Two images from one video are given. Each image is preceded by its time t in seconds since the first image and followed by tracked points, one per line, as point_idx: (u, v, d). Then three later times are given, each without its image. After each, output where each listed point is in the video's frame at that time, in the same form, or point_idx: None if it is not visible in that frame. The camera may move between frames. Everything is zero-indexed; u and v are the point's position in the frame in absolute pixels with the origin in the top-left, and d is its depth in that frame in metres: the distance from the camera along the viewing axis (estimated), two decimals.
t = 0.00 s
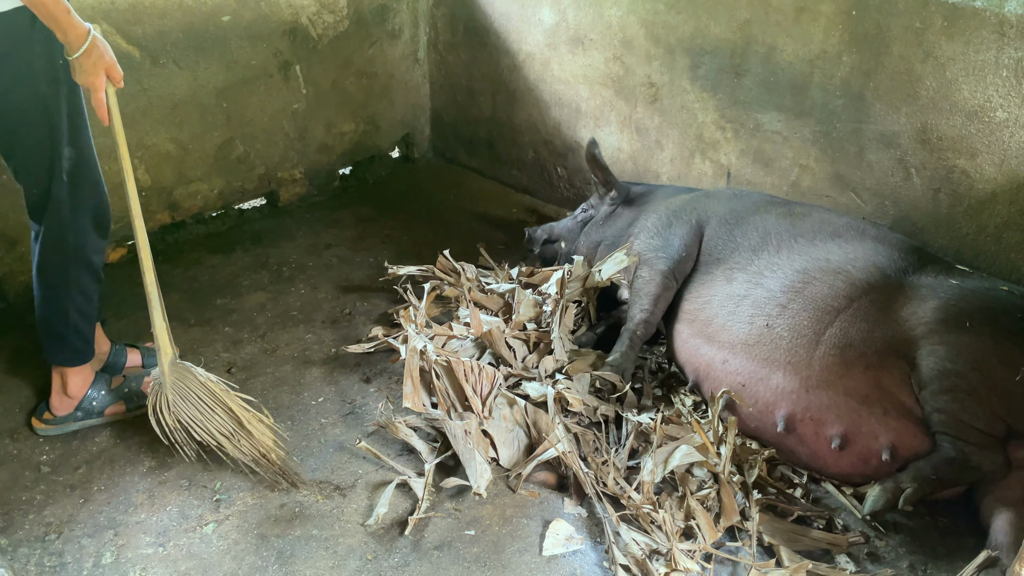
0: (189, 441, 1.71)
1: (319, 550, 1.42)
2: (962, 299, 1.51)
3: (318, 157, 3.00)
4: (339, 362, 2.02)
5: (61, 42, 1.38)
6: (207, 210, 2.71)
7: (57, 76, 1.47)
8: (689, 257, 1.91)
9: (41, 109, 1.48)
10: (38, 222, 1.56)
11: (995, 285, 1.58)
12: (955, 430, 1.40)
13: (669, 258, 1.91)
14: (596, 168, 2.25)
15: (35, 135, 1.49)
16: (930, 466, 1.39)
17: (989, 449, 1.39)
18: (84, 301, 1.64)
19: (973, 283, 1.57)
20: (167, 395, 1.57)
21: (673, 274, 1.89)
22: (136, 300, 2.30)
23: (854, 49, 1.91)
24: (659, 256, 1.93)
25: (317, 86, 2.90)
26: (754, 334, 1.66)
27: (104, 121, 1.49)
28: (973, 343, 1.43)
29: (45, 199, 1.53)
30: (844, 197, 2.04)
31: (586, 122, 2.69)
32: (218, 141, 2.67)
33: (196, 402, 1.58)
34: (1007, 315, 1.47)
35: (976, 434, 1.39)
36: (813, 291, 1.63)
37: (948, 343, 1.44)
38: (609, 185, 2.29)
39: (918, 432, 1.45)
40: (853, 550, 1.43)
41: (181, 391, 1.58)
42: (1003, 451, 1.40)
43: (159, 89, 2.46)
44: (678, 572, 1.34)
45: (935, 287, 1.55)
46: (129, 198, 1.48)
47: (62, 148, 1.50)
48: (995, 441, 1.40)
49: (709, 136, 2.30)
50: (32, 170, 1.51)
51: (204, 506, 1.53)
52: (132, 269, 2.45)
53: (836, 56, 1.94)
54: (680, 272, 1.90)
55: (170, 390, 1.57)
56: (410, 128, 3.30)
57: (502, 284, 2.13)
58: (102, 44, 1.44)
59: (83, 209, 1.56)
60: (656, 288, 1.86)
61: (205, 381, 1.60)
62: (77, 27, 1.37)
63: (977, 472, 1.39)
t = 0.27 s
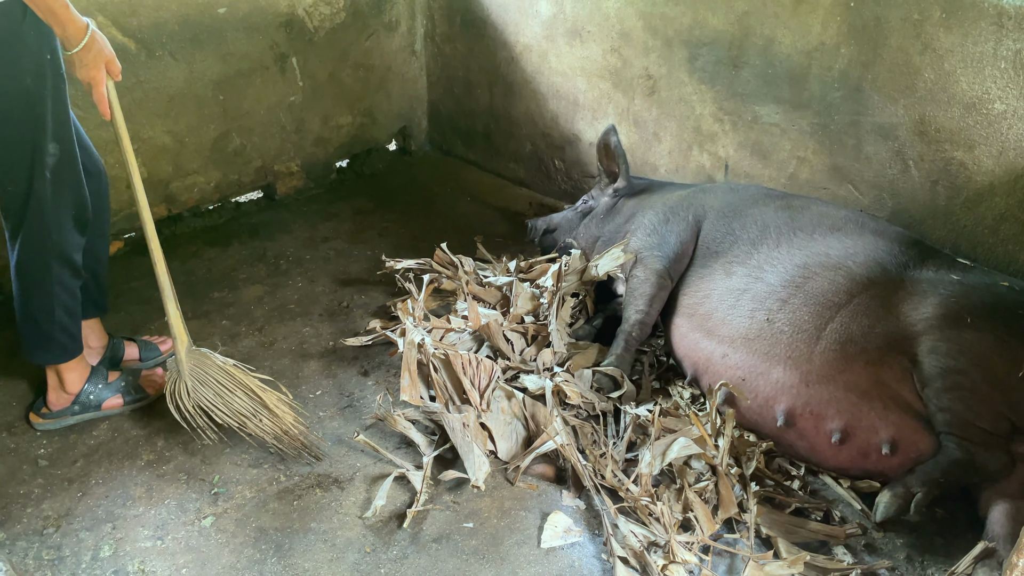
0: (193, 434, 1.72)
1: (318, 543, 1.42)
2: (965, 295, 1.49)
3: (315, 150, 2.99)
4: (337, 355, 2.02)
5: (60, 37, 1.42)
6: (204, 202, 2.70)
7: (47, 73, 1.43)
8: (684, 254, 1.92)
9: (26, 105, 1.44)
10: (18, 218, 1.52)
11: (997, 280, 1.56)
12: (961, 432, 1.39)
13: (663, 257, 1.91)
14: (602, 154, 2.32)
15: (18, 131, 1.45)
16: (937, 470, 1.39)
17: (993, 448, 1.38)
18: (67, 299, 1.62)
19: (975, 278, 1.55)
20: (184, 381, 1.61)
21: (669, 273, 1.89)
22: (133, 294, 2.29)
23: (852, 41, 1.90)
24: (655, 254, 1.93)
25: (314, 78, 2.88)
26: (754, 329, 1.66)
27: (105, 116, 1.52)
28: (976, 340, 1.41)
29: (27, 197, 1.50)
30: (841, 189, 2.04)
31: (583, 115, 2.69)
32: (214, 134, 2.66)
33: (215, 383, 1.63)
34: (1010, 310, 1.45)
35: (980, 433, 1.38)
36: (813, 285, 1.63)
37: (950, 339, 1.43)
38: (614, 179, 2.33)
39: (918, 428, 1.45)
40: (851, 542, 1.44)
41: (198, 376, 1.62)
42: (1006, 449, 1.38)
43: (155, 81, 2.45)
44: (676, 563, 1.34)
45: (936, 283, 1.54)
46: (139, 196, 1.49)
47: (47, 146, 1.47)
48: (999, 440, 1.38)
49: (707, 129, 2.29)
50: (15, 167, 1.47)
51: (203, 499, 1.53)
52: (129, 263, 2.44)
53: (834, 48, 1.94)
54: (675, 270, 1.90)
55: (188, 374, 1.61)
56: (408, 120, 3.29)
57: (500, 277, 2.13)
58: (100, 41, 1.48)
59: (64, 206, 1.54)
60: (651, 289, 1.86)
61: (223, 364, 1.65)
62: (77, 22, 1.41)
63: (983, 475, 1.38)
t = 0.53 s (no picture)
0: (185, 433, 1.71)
1: (315, 539, 1.42)
2: (963, 295, 1.48)
3: (312, 145, 2.98)
4: (334, 350, 2.02)
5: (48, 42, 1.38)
6: (201, 198, 2.70)
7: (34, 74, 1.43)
8: (678, 252, 1.93)
9: (13, 106, 1.45)
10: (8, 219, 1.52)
11: (992, 279, 1.55)
12: (961, 434, 1.39)
13: (655, 254, 1.93)
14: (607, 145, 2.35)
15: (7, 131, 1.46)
16: (940, 476, 1.37)
17: (993, 450, 1.38)
18: (59, 299, 1.61)
19: (971, 277, 1.54)
20: (179, 385, 1.61)
21: (663, 271, 1.90)
22: (130, 290, 2.29)
23: (850, 36, 1.90)
24: (646, 251, 1.95)
25: (311, 73, 2.88)
26: (752, 326, 1.66)
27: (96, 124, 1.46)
28: (976, 340, 1.41)
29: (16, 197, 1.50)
30: (839, 184, 2.04)
31: (581, 110, 2.68)
32: (211, 129, 2.65)
33: (211, 386, 1.63)
34: (1008, 309, 1.44)
35: (982, 437, 1.38)
36: (811, 282, 1.63)
37: (949, 340, 1.42)
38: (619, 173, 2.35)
39: (916, 425, 1.45)
40: (848, 537, 1.44)
41: (193, 380, 1.63)
42: (1006, 453, 1.39)
43: (151, 76, 2.44)
44: (673, 559, 1.35)
45: (933, 282, 1.53)
46: (130, 196, 1.48)
47: (35, 147, 1.47)
48: (999, 442, 1.38)
49: (705, 124, 2.29)
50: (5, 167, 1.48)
51: (201, 495, 1.53)
52: (126, 259, 2.44)
53: (832, 43, 1.94)
54: (668, 268, 1.92)
55: (183, 378, 1.62)
56: (405, 116, 3.28)
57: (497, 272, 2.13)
58: (90, 45, 1.44)
59: (54, 208, 1.53)
60: (645, 287, 1.88)
61: (217, 367, 1.66)
62: (65, 26, 1.37)
63: (982, 476, 1.38)
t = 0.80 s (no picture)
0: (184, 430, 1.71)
1: (314, 536, 1.42)
2: (961, 299, 1.46)
3: (311, 142, 2.98)
4: (333, 348, 2.02)
5: (36, 47, 1.36)
6: (199, 195, 2.69)
7: (26, 74, 1.43)
8: (671, 251, 1.95)
9: (6, 106, 1.44)
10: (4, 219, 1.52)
11: (990, 279, 1.52)
12: (965, 443, 1.35)
13: (647, 250, 1.95)
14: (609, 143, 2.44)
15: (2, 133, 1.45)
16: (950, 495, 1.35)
17: (997, 460, 1.34)
18: (57, 297, 1.60)
19: (969, 279, 1.51)
20: (173, 388, 1.61)
21: (654, 269, 1.92)
22: (129, 287, 2.28)
23: (849, 33, 1.90)
24: (639, 248, 1.96)
25: (310, 70, 2.87)
26: (750, 323, 1.66)
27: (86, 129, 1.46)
28: (976, 344, 1.38)
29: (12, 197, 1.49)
30: (838, 181, 2.03)
31: (580, 107, 2.68)
32: (209, 127, 2.65)
33: (205, 389, 1.62)
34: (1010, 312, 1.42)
35: (986, 446, 1.34)
36: (809, 281, 1.63)
37: (948, 343, 1.40)
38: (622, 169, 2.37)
39: (915, 425, 1.44)
40: (846, 533, 1.44)
41: (187, 383, 1.62)
42: (1008, 462, 1.34)
43: (149, 73, 2.44)
44: (672, 556, 1.35)
45: (932, 284, 1.51)
46: (121, 198, 1.48)
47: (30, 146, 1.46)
48: (1002, 450, 1.34)
49: (705, 121, 2.29)
50: None
51: (200, 492, 1.53)
52: (124, 256, 2.43)
53: (831, 40, 1.93)
54: (661, 267, 1.94)
55: (178, 382, 1.61)
56: (404, 113, 3.28)
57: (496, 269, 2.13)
58: (80, 52, 1.42)
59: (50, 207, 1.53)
60: (635, 284, 1.90)
61: (209, 371, 1.64)
62: (55, 32, 1.36)
63: (985, 487, 1.34)
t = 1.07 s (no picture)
0: (184, 429, 1.71)
1: (314, 535, 1.42)
2: (961, 299, 1.46)
3: (310, 141, 2.97)
4: (333, 346, 2.02)
5: (36, 48, 1.36)
6: (198, 194, 2.69)
7: (26, 74, 1.42)
8: (667, 253, 1.96)
9: (6, 106, 1.44)
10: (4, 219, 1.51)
11: (989, 278, 1.52)
12: (968, 444, 1.34)
13: (644, 253, 1.96)
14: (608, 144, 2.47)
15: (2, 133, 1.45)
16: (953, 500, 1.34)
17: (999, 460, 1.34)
18: (57, 295, 1.60)
19: (969, 279, 1.51)
20: (178, 383, 1.62)
21: (646, 272, 1.95)
22: (128, 286, 2.28)
23: (849, 31, 1.90)
24: (636, 249, 1.98)
25: (309, 68, 2.87)
26: (749, 322, 1.66)
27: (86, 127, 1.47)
28: (978, 345, 1.38)
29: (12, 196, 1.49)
30: (838, 180, 2.03)
31: (580, 106, 2.68)
32: (209, 125, 2.65)
33: (206, 387, 1.62)
34: (1010, 312, 1.42)
35: (990, 447, 1.34)
36: (808, 279, 1.63)
37: (949, 343, 1.40)
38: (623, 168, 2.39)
39: (915, 423, 1.45)
40: (846, 532, 1.44)
41: (191, 378, 1.62)
42: (1009, 462, 1.34)
43: (148, 72, 2.43)
44: (672, 554, 1.35)
45: (931, 283, 1.51)
46: (122, 198, 1.49)
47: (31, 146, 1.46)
48: (1005, 451, 1.34)
49: (704, 119, 2.29)
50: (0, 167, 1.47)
51: (199, 491, 1.53)
52: (123, 255, 2.43)
53: (831, 39, 1.93)
54: (654, 268, 1.96)
55: (182, 378, 1.61)
56: (403, 111, 3.28)
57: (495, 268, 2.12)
58: (79, 52, 1.42)
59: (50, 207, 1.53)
60: (627, 285, 1.93)
61: (211, 368, 1.62)
62: (56, 32, 1.36)
63: (989, 488, 1.33)
